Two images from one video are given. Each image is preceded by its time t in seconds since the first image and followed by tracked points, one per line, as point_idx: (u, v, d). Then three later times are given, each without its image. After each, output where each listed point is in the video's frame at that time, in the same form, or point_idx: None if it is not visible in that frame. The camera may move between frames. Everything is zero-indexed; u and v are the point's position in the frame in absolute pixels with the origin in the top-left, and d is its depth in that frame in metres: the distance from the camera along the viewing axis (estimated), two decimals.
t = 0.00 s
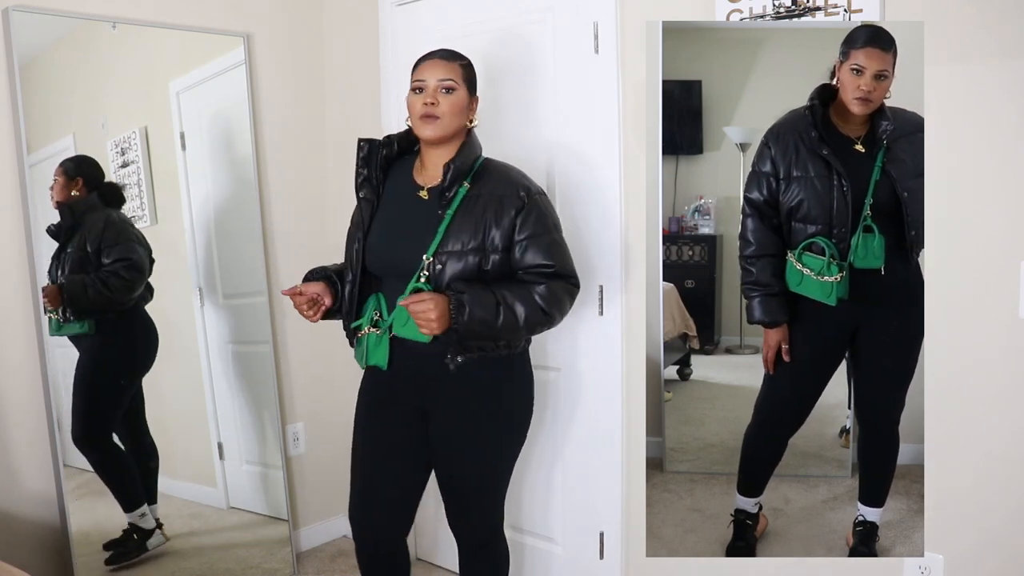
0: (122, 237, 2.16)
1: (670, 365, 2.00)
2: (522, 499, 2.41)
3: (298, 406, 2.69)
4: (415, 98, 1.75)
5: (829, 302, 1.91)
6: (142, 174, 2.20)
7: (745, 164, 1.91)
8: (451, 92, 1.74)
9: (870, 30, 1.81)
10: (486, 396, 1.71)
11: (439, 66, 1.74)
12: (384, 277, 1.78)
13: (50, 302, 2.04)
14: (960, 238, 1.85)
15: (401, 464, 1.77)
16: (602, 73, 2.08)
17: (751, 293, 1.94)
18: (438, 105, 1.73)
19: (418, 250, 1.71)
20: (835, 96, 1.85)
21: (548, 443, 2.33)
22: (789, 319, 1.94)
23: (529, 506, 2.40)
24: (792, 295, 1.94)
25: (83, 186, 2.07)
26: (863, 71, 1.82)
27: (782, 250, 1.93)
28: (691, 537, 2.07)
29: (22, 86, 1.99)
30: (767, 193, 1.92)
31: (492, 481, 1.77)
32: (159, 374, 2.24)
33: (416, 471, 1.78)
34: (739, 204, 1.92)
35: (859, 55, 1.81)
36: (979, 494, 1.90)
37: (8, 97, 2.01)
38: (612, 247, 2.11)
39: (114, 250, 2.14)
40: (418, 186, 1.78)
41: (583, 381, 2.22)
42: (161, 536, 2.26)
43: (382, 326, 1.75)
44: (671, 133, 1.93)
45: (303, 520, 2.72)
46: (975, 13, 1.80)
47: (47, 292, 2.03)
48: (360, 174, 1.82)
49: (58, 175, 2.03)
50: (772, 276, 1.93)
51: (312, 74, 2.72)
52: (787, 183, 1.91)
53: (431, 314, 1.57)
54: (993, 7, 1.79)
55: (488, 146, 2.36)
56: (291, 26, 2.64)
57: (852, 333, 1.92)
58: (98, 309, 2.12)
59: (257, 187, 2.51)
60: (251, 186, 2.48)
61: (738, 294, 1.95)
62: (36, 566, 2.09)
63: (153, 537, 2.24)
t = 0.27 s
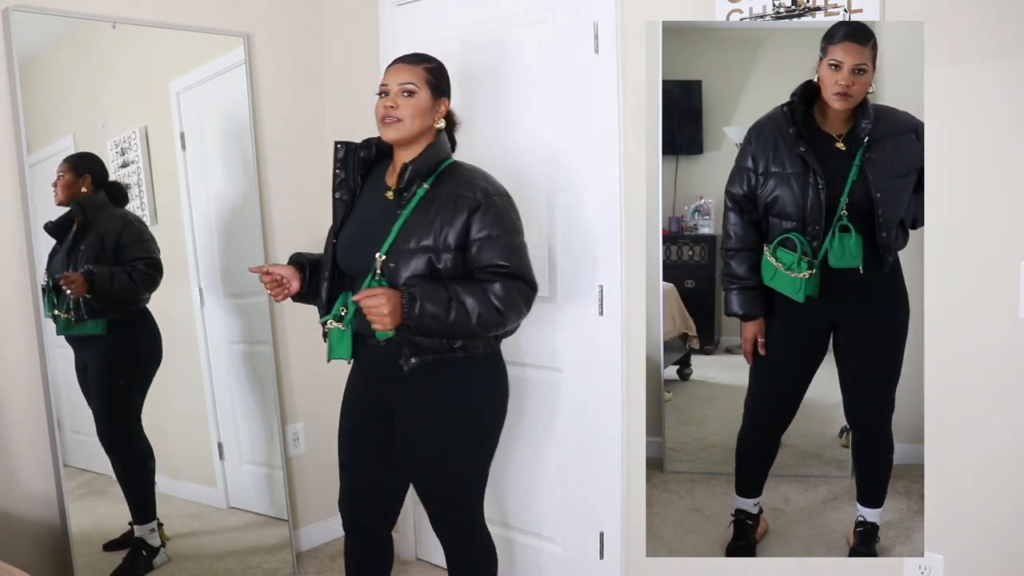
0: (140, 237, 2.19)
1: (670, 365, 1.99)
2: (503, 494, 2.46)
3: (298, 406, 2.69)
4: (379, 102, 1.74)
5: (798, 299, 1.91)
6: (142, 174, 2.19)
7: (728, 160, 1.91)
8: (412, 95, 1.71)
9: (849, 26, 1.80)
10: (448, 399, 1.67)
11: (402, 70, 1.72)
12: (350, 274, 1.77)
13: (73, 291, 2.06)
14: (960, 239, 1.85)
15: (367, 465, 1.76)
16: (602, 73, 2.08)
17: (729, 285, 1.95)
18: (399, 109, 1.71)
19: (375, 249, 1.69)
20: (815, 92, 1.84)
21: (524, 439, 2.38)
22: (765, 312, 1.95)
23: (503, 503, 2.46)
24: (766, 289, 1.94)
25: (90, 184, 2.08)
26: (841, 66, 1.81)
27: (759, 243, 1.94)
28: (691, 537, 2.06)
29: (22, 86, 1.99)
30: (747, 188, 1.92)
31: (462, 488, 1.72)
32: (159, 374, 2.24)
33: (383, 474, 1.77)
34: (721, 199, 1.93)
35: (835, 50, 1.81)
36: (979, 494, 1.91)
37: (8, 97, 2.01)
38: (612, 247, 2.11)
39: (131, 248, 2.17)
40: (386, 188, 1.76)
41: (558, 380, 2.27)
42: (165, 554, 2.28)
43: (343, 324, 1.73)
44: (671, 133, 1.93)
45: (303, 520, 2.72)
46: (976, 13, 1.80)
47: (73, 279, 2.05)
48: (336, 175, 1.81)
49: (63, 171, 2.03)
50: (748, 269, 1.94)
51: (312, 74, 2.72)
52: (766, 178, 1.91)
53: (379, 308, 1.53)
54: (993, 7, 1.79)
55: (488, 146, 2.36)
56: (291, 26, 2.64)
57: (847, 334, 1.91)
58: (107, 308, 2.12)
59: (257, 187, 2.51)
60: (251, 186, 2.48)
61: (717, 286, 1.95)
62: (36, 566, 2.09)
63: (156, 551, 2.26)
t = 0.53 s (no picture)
0: (163, 244, 2.24)
1: (670, 365, 2.00)
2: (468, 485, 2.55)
3: (297, 406, 2.69)
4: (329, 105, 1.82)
5: (758, 292, 1.94)
6: (142, 174, 2.19)
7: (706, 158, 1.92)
8: (361, 97, 1.79)
9: (813, 24, 1.81)
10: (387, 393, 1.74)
11: (350, 73, 1.80)
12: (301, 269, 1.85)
13: (101, 276, 2.09)
14: (959, 238, 1.85)
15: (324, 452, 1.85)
16: (602, 73, 2.08)
17: (699, 279, 1.96)
18: (349, 110, 1.79)
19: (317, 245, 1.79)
20: (784, 89, 1.86)
21: (483, 432, 2.48)
22: (733, 305, 1.96)
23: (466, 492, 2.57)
24: (731, 282, 1.96)
25: (93, 180, 2.08)
26: (807, 63, 1.83)
27: (728, 237, 1.95)
28: (691, 537, 2.06)
29: (22, 86, 1.99)
30: (720, 185, 1.92)
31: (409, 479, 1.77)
32: (158, 374, 2.24)
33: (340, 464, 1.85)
34: (697, 195, 1.93)
35: (800, 48, 1.83)
36: (979, 494, 1.91)
37: (8, 97, 2.01)
38: (611, 246, 2.12)
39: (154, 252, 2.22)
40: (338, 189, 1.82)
41: (512, 373, 2.37)
42: (165, 556, 2.28)
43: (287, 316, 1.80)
44: (671, 133, 1.92)
45: (303, 520, 2.72)
46: (976, 13, 1.80)
47: (103, 264, 2.10)
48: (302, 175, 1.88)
49: (64, 166, 2.03)
50: (716, 262, 1.95)
51: (312, 74, 2.71)
52: (737, 174, 1.92)
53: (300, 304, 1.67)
54: (994, 7, 1.79)
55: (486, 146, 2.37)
56: (291, 26, 2.64)
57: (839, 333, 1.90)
58: (114, 304, 2.12)
59: (257, 186, 2.51)
60: (250, 186, 2.48)
61: (686, 279, 1.97)
62: (36, 566, 2.09)
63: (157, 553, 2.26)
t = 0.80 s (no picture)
0: (172, 241, 2.28)
1: (670, 365, 2.00)
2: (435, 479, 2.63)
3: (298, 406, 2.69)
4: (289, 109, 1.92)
5: (729, 289, 1.95)
6: (142, 174, 2.19)
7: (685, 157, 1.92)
8: (319, 99, 1.89)
9: (777, 24, 1.83)
10: (356, 379, 1.82)
11: (306, 78, 1.90)
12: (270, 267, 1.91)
13: (118, 269, 2.14)
14: (959, 238, 1.85)
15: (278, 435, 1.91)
16: (601, 73, 2.08)
17: (677, 277, 1.97)
18: (308, 112, 1.89)
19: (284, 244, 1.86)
20: (758, 89, 1.86)
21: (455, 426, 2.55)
22: (712, 303, 1.97)
23: (428, 489, 2.65)
24: (708, 279, 1.96)
25: (94, 174, 2.09)
26: (777, 63, 1.84)
27: (705, 235, 1.95)
28: (691, 537, 2.06)
29: (22, 86, 1.99)
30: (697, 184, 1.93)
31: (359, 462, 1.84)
32: (158, 374, 2.24)
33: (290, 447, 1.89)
34: (675, 192, 1.93)
35: (770, 48, 1.84)
36: (979, 494, 1.91)
37: (8, 97, 2.01)
38: (611, 246, 2.12)
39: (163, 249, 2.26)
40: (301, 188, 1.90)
41: (483, 368, 2.45)
42: (165, 556, 2.29)
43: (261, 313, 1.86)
44: (671, 133, 1.92)
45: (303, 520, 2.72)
46: (976, 13, 1.80)
47: (119, 258, 2.14)
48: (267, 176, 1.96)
49: (63, 161, 2.03)
50: (693, 260, 1.96)
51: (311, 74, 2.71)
52: (711, 172, 1.92)
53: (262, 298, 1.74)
54: (994, 7, 1.79)
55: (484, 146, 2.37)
56: (291, 26, 2.64)
57: (833, 333, 1.89)
58: (123, 301, 2.15)
59: (257, 186, 2.51)
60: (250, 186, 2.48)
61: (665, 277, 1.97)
62: (36, 566, 2.09)
63: (158, 553, 2.27)
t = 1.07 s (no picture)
0: (172, 242, 2.27)
1: (670, 365, 2.01)
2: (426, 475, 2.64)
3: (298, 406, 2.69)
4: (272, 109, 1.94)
5: (717, 289, 1.96)
6: (142, 174, 2.19)
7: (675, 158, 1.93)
8: (301, 99, 1.91)
9: (757, 27, 1.84)
10: (338, 368, 1.82)
11: (287, 78, 1.92)
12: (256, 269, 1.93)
13: (112, 277, 2.12)
14: (958, 238, 1.85)
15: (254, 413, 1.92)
16: (601, 73, 2.08)
17: (670, 278, 1.97)
18: (290, 113, 1.90)
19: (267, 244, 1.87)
20: (744, 91, 1.88)
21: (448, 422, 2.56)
22: (702, 303, 1.97)
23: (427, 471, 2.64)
24: (698, 279, 1.97)
25: (93, 171, 2.09)
26: (760, 66, 1.85)
27: (695, 235, 1.95)
28: (691, 537, 2.05)
29: (22, 85, 1.99)
30: (687, 185, 1.93)
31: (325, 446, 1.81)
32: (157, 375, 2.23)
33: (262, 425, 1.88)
34: (666, 193, 1.94)
35: (750, 52, 1.86)
36: (979, 494, 1.91)
37: (8, 97, 2.01)
38: (611, 246, 2.12)
39: (164, 250, 2.25)
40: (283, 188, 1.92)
41: (476, 364, 2.46)
42: (165, 556, 2.29)
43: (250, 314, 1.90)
44: (671, 134, 1.92)
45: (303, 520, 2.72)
46: (976, 13, 1.80)
47: (112, 266, 2.12)
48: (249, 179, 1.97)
49: (63, 158, 2.04)
50: (684, 260, 1.96)
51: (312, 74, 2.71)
52: (699, 172, 1.93)
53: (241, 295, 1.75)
54: (994, 7, 1.79)
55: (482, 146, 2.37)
56: (290, 26, 2.64)
57: (830, 333, 1.89)
58: (123, 303, 2.15)
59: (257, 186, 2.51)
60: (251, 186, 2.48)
61: (658, 278, 1.98)
62: (36, 566, 2.09)
63: (157, 553, 2.27)
